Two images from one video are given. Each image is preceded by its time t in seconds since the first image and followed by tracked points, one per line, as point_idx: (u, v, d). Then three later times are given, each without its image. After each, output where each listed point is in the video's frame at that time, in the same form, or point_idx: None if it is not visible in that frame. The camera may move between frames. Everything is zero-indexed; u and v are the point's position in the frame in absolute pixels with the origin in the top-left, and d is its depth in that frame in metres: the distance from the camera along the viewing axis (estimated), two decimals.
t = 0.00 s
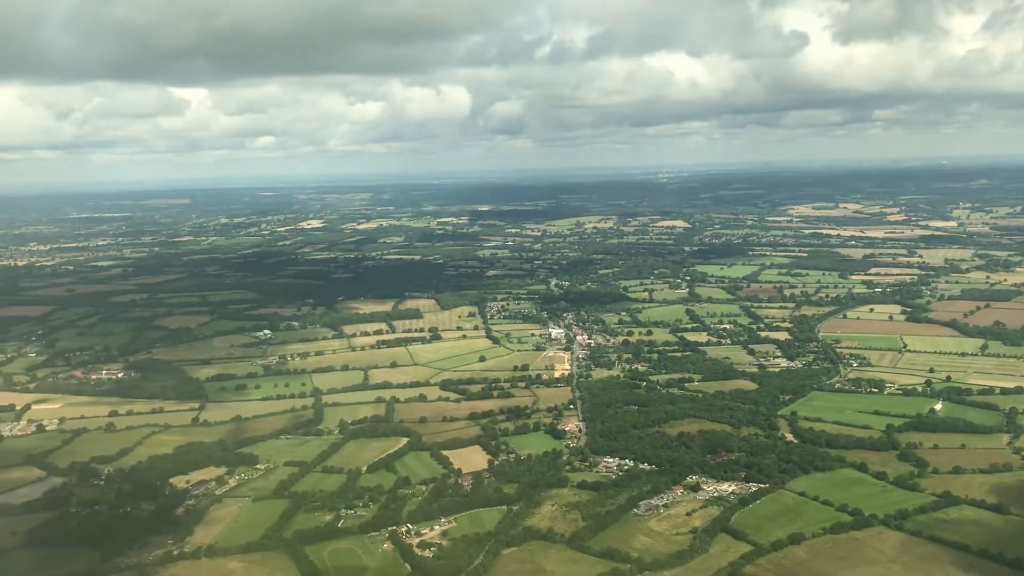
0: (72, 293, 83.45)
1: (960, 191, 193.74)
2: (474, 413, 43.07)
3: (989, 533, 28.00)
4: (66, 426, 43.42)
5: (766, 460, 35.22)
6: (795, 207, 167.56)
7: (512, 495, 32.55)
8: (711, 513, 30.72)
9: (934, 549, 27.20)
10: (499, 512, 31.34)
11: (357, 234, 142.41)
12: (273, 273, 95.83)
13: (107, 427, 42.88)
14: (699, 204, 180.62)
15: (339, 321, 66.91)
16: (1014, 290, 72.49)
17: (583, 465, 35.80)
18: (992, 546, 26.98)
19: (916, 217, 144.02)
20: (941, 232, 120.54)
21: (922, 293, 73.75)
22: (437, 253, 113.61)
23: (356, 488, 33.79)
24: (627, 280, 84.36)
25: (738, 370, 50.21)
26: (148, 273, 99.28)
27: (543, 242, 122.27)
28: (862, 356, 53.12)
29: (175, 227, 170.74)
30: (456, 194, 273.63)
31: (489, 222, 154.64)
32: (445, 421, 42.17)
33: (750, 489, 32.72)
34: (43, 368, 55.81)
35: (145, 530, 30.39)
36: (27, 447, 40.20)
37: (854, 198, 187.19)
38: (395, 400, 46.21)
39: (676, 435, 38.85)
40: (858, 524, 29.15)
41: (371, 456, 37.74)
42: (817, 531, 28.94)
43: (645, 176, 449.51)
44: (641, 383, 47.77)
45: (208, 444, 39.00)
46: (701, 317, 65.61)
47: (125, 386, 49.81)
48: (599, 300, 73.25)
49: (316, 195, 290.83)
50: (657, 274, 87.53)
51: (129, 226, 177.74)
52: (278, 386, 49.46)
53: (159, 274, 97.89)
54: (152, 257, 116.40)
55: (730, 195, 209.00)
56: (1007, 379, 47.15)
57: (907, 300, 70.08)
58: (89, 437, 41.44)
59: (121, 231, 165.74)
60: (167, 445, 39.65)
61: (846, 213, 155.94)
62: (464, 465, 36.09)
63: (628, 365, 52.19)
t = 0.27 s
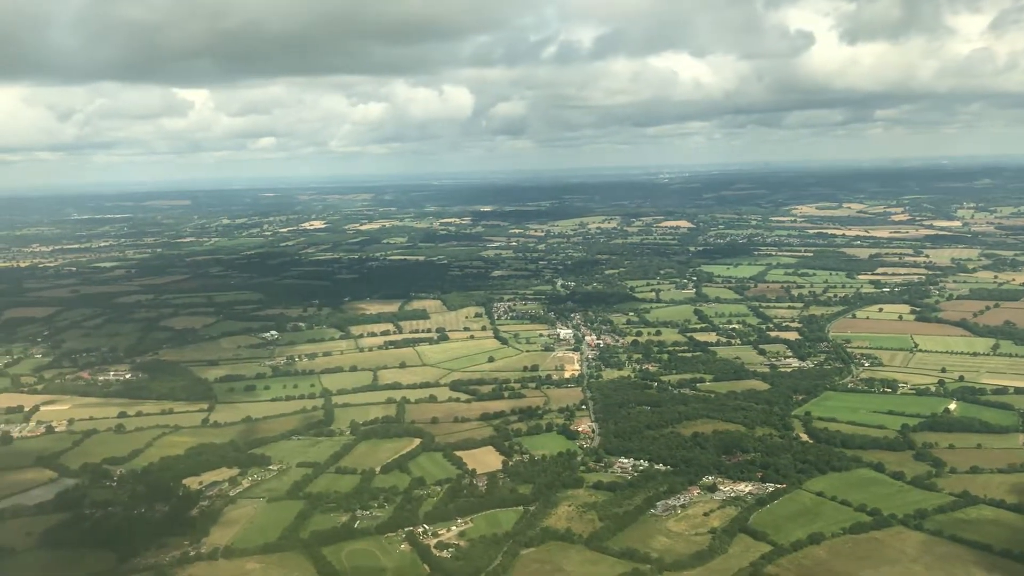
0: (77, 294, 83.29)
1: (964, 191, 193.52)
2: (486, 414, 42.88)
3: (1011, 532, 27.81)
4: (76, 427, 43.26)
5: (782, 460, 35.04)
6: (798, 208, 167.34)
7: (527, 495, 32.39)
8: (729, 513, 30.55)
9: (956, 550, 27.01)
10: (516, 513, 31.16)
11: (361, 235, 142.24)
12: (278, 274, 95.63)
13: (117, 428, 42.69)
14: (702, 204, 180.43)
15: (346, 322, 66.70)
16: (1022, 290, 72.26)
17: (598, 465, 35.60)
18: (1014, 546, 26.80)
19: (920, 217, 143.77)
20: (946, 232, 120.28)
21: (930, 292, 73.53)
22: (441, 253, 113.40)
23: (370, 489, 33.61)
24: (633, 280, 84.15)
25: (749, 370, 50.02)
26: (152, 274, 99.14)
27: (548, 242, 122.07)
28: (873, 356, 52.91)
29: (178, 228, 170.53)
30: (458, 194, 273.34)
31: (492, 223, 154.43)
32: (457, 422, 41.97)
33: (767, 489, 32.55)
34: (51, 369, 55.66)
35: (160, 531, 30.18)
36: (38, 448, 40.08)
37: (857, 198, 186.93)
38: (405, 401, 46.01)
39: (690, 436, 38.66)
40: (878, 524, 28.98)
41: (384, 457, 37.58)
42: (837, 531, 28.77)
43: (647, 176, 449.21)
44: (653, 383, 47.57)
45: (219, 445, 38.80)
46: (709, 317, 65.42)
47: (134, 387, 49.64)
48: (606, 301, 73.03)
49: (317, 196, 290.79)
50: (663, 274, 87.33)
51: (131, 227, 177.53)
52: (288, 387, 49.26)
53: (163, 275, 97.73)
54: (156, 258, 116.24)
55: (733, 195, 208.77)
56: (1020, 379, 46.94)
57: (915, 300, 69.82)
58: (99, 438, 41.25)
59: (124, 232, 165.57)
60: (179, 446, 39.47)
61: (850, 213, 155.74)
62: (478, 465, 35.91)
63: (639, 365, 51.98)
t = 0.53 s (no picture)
0: (82, 294, 83.43)
1: (965, 189, 193.63)
2: (496, 412, 42.94)
3: None
4: (87, 427, 43.37)
5: (794, 458, 35.13)
6: (800, 206, 167.40)
7: (541, 493, 32.46)
8: (743, 511, 30.64)
9: (971, 547, 27.11)
10: (530, 511, 31.22)
11: (363, 234, 142.32)
12: (282, 273, 95.74)
13: (128, 427, 42.78)
14: (704, 203, 180.52)
15: (352, 321, 66.78)
16: None
17: (611, 463, 35.67)
18: None
19: (922, 216, 143.78)
20: (949, 231, 120.30)
21: (935, 291, 73.59)
22: (445, 252, 113.47)
23: (384, 487, 33.67)
24: (638, 279, 84.23)
25: (758, 368, 50.10)
26: (157, 274, 99.29)
27: (551, 241, 122.13)
28: (880, 354, 52.97)
29: (180, 228, 170.71)
30: (459, 194, 273.46)
31: (494, 222, 154.48)
32: (468, 420, 42.03)
33: (780, 487, 32.64)
34: (60, 369, 55.81)
35: (176, 529, 30.20)
36: (50, 447, 40.19)
37: (859, 197, 186.94)
38: (415, 399, 46.08)
39: (701, 434, 38.73)
40: (893, 522, 29.07)
41: (396, 455, 37.65)
42: (852, 529, 28.86)
43: (647, 175, 449.06)
44: (661, 382, 47.64)
45: (231, 444, 38.86)
46: (715, 316, 65.52)
47: (144, 386, 49.76)
48: (612, 299, 73.11)
49: (318, 195, 290.89)
50: (668, 273, 87.39)
51: (134, 227, 177.70)
52: (297, 386, 49.35)
53: (168, 274, 97.86)
54: (160, 258, 116.38)
55: (735, 194, 208.86)
56: None
57: (920, 298, 69.90)
58: (111, 437, 41.34)
59: (126, 232, 165.71)
60: (190, 445, 39.52)
61: (852, 212, 155.84)
62: (490, 464, 35.97)
63: (647, 364, 52.05)
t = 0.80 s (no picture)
0: (86, 294, 83.40)
1: (966, 187, 193.66)
2: (505, 410, 42.97)
3: None
4: (96, 426, 43.37)
5: (805, 456, 35.16)
6: (801, 205, 167.38)
7: (553, 490, 32.48)
8: (756, 508, 30.69)
9: (985, 544, 27.17)
10: (542, 509, 31.24)
11: (365, 233, 142.24)
12: (285, 272, 95.69)
13: (137, 426, 42.78)
14: (705, 202, 180.53)
15: (358, 320, 66.78)
16: None
17: (622, 461, 35.67)
18: None
19: (924, 214, 143.82)
20: (952, 229, 120.34)
21: (939, 289, 73.63)
22: (448, 251, 113.47)
23: (396, 485, 33.68)
24: (642, 278, 84.24)
25: (765, 366, 50.14)
26: (160, 273, 99.25)
27: (553, 240, 122.11)
28: (887, 352, 53.02)
29: (182, 228, 170.60)
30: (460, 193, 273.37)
31: (496, 221, 154.40)
32: (477, 418, 42.05)
33: (791, 484, 32.68)
34: (66, 368, 55.81)
35: (189, 528, 30.18)
36: (59, 446, 40.20)
37: (861, 195, 186.93)
38: (423, 398, 46.11)
39: (711, 431, 38.76)
40: (906, 520, 29.11)
41: (407, 453, 37.68)
42: (865, 526, 28.90)
43: (647, 174, 449.37)
44: (670, 379, 47.67)
45: (241, 442, 38.88)
46: (721, 314, 65.51)
47: (151, 385, 49.78)
48: (617, 298, 73.10)
49: (319, 194, 290.64)
50: (672, 272, 87.37)
51: (135, 227, 177.59)
52: (304, 384, 49.38)
53: (171, 274, 97.81)
54: (162, 258, 116.37)
55: (736, 192, 208.90)
56: None
57: (925, 296, 69.93)
58: (120, 436, 41.34)
59: (127, 232, 165.58)
60: (200, 444, 39.52)
61: (853, 210, 155.80)
62: (501, 462, 36.01)
63: (654, 362, 52.05)
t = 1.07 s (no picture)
0: (92, 293, 83.23)
1: (970, 185, 193.44)
2: (517, 409, 42.80)
3: None
4: (106, 425, 43.21)
5: (821, 454, 34.98)
6: (805, 202, 167.10)
7: (569, 489, 32.30)
8: (774, 506, 30.51)
9: (1008, 542, 26.97)
10: (559, 508, 31.06)
11: (369, 232, 142.06)
12: (291, 271, 95.51)
13: (148, 425, 42.62)
14: (708, 200, 180.29)
15: (365, 319, 66.60)
16: None
17: (637, 460, 35.48)
18: None
19: (928, 211, 143.53)
20: (957, 226, 120.09)
21: (947, 286, 73.40)
22: (452, 250, 113.31)
23: (410, 484, 33.52)
24: (648, 275, 84.06)
25: (776, 363, 49.96)
26: (165, 272, 99.09)
27: (557, 238, 121.94)
28: (898, 349, 52.82)
29: (184, 227, 170.41)
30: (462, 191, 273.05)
31: (500, 220, 154.18)
32: (489, 417, 41.89)
33: (809, 482, 32.50)
34: (75, 368, 55.65)
35: (204, 528, 30.00)
36: (70, 447, 40.02)
37: (864, 192, 186.68)
38: (434, 396, 45.96)
39: (725, 429, 38.58)
40: (926, 517, 28.92)
41: (420, 452, 37.51)
42: (885, 523, 28.71)
43: (648, 172, 449.05)
44: (681, 377, 47.49)
45: (254, 441, 38.72)
46: (729, 312, 65.32)
47: (161, 384, 49.62)
48: (624, 296, 72.90)
49: (321, 194, 290.52)
50: (678, 269, 87.16)
51: (138, 226, 177.33)
52: (314, 383, 49.23)
53: (176, 273, 97.67)
54: (166, 257, 116.21)
55: (739, 190, 208.72)
56: None
57: (934, 293, 69.72)
58: (131, 436, 41.18)
59: (130, 232, 165.42)
60: (212, 443, 39.36)
61: (857, 207, 155.57)
62: (516, 460, 35.83)
63: (664, 360, 51.89)
